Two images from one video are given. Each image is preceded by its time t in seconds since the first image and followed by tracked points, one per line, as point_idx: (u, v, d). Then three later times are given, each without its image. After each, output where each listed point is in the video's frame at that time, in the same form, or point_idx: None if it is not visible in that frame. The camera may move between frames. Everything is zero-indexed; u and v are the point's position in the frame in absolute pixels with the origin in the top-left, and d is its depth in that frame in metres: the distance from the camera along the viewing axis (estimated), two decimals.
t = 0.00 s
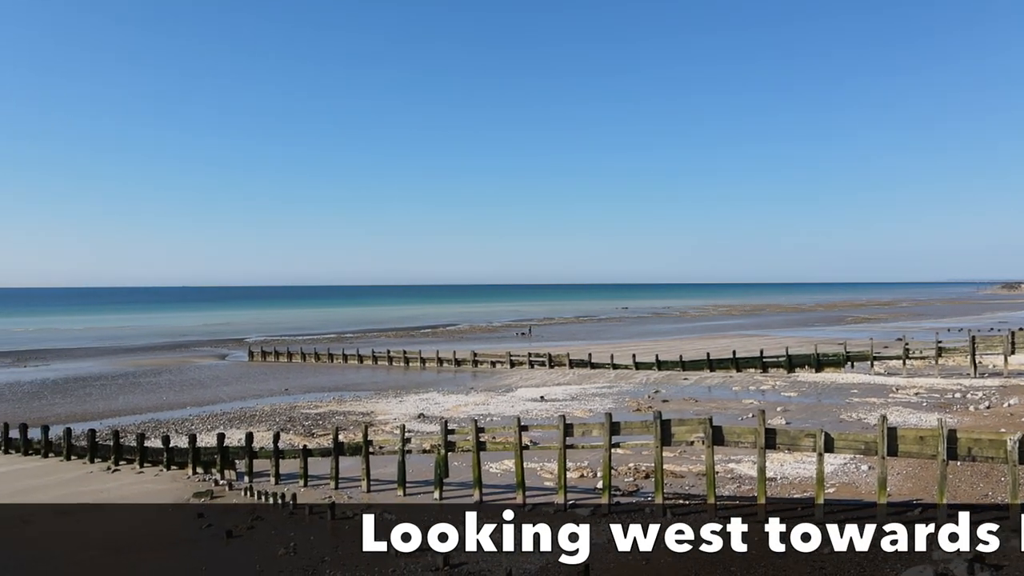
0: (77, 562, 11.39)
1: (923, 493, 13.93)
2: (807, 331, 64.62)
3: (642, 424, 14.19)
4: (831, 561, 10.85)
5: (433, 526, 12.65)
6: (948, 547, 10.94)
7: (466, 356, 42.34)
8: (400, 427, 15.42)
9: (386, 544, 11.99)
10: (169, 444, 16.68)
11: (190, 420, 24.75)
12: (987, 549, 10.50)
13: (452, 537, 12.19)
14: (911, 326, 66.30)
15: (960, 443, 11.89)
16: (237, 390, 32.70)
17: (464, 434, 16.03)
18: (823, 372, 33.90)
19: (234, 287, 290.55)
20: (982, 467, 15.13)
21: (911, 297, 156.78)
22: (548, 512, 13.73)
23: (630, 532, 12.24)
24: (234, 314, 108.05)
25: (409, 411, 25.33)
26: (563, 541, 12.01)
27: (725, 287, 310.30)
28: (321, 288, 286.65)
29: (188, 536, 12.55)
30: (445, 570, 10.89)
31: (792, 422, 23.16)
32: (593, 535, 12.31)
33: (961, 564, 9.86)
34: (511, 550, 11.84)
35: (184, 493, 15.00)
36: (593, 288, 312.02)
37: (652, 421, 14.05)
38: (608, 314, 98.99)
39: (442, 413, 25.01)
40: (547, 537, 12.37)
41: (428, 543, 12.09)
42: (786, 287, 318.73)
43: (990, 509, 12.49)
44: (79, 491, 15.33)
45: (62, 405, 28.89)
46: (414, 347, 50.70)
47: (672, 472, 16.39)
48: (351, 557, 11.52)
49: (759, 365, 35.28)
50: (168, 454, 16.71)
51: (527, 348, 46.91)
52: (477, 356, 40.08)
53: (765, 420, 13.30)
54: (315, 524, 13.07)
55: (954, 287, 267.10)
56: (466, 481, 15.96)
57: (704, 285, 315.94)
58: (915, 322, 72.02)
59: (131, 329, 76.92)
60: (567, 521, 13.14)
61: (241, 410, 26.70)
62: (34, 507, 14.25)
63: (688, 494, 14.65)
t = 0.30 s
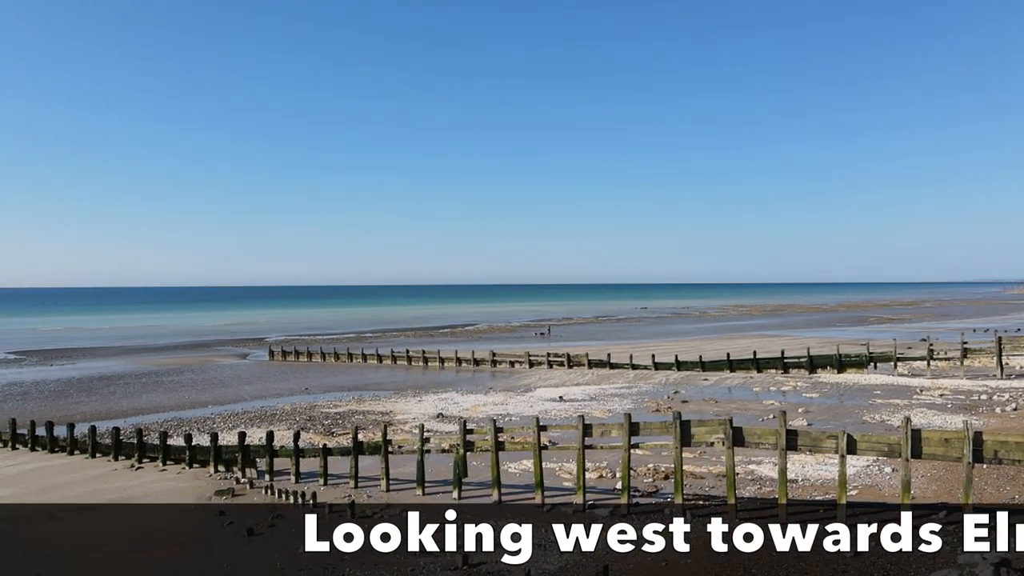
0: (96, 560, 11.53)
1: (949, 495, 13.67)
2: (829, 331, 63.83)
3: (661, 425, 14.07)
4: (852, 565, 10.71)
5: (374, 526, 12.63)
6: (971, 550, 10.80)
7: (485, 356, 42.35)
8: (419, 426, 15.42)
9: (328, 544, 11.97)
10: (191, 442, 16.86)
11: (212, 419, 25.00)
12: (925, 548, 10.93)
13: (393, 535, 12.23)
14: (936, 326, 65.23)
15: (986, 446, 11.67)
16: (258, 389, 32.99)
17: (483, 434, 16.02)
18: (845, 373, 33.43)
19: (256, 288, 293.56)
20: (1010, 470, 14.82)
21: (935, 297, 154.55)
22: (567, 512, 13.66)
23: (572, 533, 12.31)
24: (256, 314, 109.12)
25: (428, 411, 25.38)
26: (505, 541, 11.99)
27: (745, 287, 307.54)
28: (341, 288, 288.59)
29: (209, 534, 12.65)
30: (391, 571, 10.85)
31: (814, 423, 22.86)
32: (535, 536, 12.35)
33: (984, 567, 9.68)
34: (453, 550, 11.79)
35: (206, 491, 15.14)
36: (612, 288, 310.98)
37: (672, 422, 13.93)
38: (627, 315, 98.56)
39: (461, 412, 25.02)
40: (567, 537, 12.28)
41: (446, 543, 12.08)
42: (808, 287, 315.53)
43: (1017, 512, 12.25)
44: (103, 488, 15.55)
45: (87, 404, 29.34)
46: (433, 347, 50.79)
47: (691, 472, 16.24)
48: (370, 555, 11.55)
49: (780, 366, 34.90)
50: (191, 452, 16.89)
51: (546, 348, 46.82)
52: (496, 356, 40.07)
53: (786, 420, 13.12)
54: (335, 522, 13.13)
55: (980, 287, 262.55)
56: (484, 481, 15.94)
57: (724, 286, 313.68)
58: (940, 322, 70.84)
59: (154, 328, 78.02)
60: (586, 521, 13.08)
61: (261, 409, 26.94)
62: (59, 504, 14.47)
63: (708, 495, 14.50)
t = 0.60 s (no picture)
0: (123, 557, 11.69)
1: (975, 498, 13.42)
2: (851, 331, 62.96)
3: (681, 425, 13.94)
4: (876, 567, 10.55)
5: (316, 526, 12.64)
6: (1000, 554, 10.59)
7: (504, 357, 42.35)
8: (437, 426, 15.43)
9: (271, 544, 12.01)
10: (213, 440, 17.02)
11: (233, 417, 25.25)
12: (869, 548, 11.11)
13: (336, 534, 12.27)
14: (961, 327, 64.12)
15: (1014, 448, 11.45)
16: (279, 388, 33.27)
17: (501, 434, 16.03)
18: (868, 374, 32.96)
19: (276, 288, 296.35)
20: None
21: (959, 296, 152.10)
22: (587, 513, 13.60)
23: (514, 533, 12.35)
24: (276, 313, 110.15)
25: (446, 410, 25.45)
26: (446, 540, 11.96)
27: (766, 287, 304.68)
28: (359, 288, 290.34)
29: (231, 531, 12.79)
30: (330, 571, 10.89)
31: (835, 425, 22.57)
32: (477, 535, 12.36)
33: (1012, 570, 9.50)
34: (395, 550, 11.77)
35: (227, 489, 15.29)
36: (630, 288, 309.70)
37: (692, 423, 13.80)
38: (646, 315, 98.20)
39: (479, 412, 25.04)
40: (586, 537, 12.24)
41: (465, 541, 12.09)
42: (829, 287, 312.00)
43: None
44: (127, 485, 15.75)
45: (111, 402, 29.75)
46: (452, 347, 50.87)
47: (711, 474, 16.10)
48: (389, 554, 11.59)
49: (801, 367, 34.50)
50: (213, 450, 17.06)
51: (565, 348, 46.68)
52: (515, 355, 40.04)
53: (808, 421, 12.95)
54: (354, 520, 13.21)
55: (1007, 287, 257.86)
56: (503, 481, 15.93)
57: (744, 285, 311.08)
58: (966, 322, 69.60)
59: (177, 328, 79.05)
60: (605, 521, 13.02)
61: (282, 408, 27.16)
62: (84, 501, 14.68)
63: (728, 497, 14.36)
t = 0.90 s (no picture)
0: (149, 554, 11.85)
1: (1001, 502, 13.15)
2: (874, 332, 62.11)
3: (700, 426, 13.81)
4: (899, 570, 10.37)
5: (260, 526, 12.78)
6: None
7: (523, 356, 42.33)
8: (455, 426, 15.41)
9: (213, 544, 12.19)
10: (235, 439, 17.19)
11: (254, 416, 25.49)
12: (811, 548, 11.23)
13: (277, 534, 12.38)
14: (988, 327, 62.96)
15: None
16: (299, 387, 33.54)
17: (520, 434, 15.97)
18: (892, 376, 32.45)
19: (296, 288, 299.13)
20: None
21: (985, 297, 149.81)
22: (605, 513, 13.52)
23: (459, 532, 12.32)
24: (296, 313, 111.06)
25: (465, 410, 25.49)
26: (390, 541, 12.01)
27: (786, 287, 301.24)
28: (378, 288, 291.75)
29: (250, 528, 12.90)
30: (267, 571, 11.05)
31: (858, 426, 22.25)
32: (421, 535, 12.38)
33: None
34: (338, 550, 11.85)
35: (248, 487, 15.43)
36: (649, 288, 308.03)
37: (712, 424, 13.65)
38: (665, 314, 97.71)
39: (498, 412, 25.03)
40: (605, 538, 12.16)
41: (483, 541, 12.08)
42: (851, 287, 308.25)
43: None
44: (150, 483, 15.97)
45: (135, 400, 30.21)
46: (470, 347, 50.94)
47: (731, 475, 15.93)
48: (408, 553, 11.61)
49: (822, 367, 34.06)
50: (234, 448, 17.22)
51: (583, 348, 46.56)
52: (534, 355, 39.98)
53: (830, 423, 12.76)
54: (373, 519, 13.25)
55: None
56: (522, 481, 15.90)
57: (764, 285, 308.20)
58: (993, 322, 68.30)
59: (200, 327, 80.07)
60: (624, 521, 12.95)
61: (301, 407, 27.36)
62: (108, 498, 14.91)
63: (748, 498, 14.19)
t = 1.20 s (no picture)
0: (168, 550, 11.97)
1: None
2: (898, 333, 61.26)
3: (721, 427, 13.67)
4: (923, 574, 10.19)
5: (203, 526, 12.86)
6: None
7: (542, 356, 42.29)
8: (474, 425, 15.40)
9: (156, 544, 12.26)
10: (255, 437, 17.33)
11: (275, 415, 25.69)
12: (755, 548, 11.34)
13: (220, 535, 12.48)
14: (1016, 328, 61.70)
15: None
16: (320, 386, 33.80)
17: (539, 435, 15.94)
18: (916, 377, 31.93)
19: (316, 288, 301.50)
20: None
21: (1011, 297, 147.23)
22: (624, 514, 13.44)
23: (399, 532, 12.33)
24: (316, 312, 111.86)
25: (484, 410, 25.48)
26: (332, 540, 12.04)
27: (808, 287, 298.08)
28: (397, 287, 293.32)
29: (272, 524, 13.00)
30: (209, 571, 11.13)
31: (881, 428, 21.90)
32: (363, 534, 12.41)
33: None
34: (279, 550, 11.91)
35: (268, 485, 15.56)
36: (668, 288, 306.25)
37: (732, 425, 13.51)
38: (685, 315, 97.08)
39: (517, 412, 25.01)
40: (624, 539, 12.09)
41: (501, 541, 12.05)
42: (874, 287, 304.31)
43: None
44: (173, 480, 16.16)
45: (159, 399, 30.60)
46: (489, 347, 50.93)
47: (752, 476, 15.76)
48: (428, 552, 11.61)
49: (844, 368, 33.60)
50: (255, 447, 17.37)
51: (602, 348, 46.40)
52: (553, 356, 39.88)
53: (852, 424, 12.56)
54: (392, 519, 13.28)
55: None
56: (540, 481, 15.85)
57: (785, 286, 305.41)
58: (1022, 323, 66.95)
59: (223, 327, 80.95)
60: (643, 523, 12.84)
61: (321, 406, 27.53)
62: (131, 495, 15.12)
63: (769, 500, 14.03)
